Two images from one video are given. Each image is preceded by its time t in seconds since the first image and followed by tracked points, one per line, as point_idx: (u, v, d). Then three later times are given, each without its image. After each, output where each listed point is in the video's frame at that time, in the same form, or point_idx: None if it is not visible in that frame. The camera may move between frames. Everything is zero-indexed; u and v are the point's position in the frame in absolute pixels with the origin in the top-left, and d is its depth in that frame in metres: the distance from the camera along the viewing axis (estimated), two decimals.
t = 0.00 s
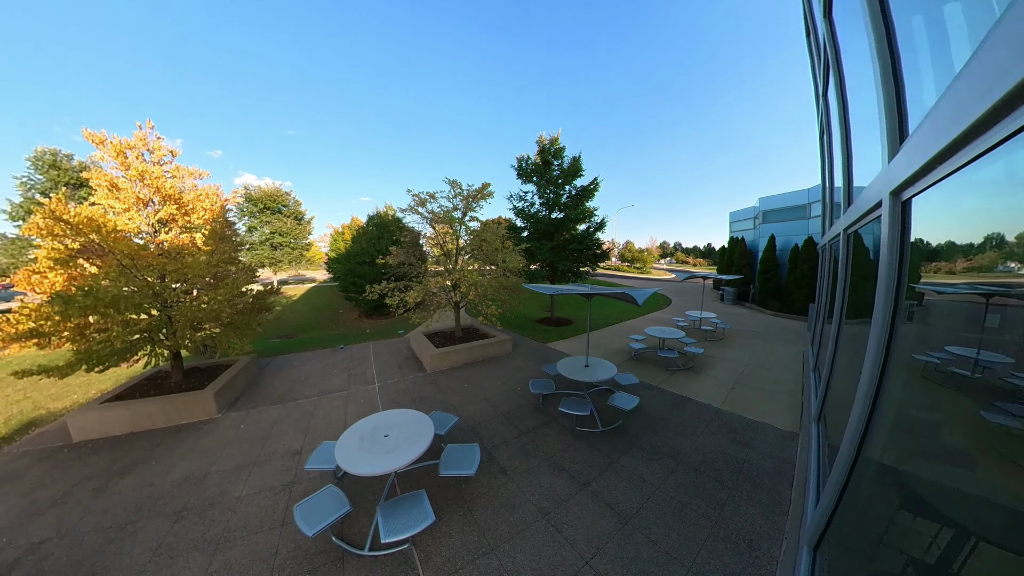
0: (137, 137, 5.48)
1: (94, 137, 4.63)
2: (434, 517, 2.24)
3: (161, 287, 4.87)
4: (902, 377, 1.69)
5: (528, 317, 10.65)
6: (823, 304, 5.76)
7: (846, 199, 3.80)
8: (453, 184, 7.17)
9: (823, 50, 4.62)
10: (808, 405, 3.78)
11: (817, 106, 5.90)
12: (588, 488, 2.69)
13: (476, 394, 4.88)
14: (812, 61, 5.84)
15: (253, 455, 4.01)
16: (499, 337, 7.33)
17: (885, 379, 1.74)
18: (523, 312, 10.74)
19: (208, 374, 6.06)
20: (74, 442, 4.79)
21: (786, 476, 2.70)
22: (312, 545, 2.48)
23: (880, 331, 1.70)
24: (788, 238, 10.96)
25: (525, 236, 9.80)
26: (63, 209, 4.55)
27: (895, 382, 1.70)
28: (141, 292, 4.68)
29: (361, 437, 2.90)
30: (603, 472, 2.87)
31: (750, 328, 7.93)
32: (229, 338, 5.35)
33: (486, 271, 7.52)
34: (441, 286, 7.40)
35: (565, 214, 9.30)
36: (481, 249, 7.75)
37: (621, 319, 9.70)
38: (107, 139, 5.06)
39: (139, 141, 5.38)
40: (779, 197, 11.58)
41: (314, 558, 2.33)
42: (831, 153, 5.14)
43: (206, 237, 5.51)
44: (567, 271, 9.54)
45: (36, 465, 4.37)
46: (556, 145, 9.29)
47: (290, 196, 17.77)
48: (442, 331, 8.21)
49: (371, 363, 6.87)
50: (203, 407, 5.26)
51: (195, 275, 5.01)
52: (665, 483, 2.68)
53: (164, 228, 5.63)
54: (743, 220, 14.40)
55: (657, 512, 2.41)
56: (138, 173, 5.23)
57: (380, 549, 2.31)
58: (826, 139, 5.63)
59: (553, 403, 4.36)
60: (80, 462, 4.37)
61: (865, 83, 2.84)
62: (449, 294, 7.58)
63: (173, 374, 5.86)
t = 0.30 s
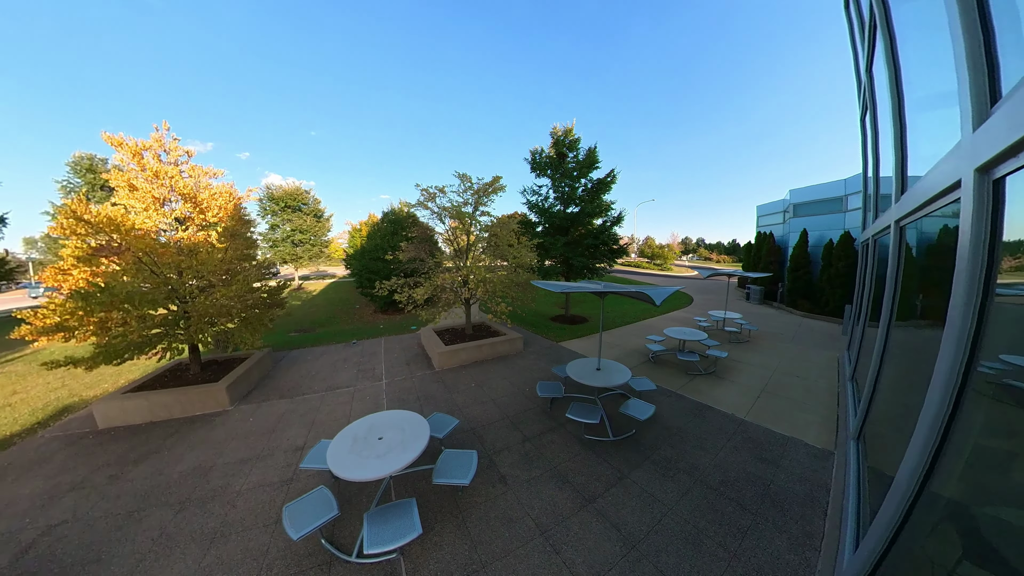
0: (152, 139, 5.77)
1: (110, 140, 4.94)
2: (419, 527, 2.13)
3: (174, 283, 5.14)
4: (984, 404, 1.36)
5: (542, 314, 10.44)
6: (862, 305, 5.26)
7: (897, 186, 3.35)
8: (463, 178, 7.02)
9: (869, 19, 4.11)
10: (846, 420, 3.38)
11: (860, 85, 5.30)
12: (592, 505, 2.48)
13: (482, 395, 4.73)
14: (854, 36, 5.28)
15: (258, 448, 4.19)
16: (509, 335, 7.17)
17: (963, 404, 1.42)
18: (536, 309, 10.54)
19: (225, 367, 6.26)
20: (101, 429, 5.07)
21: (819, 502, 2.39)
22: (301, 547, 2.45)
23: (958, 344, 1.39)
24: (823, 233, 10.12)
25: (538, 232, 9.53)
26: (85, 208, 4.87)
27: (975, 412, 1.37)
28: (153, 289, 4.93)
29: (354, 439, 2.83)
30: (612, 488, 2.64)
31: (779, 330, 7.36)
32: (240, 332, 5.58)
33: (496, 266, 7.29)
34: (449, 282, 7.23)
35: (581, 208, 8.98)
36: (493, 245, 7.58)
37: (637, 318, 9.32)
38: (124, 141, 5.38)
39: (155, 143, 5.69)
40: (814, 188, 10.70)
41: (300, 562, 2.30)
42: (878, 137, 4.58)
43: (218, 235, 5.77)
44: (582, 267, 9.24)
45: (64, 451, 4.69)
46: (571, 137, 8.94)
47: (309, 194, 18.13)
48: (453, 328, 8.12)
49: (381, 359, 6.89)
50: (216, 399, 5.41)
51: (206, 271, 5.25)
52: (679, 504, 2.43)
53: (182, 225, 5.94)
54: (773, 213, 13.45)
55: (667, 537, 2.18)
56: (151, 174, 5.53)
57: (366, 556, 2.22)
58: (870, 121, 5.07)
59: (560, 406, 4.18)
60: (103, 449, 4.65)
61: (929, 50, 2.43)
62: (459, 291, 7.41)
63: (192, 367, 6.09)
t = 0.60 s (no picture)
0: (170, 140, 6.04)
1: (131, 141, 5.21)
2: (400, 535, 2.07)
3: (190, 278, 5.36)
4: None
5: (555, 311, 10.21)
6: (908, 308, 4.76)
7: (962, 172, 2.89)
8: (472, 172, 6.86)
9: None
10: (888, 440, 3.01)
11: (909, 62, 4.76)
12: (592, 523, 2.27)
13: (485, 394, 4.60)
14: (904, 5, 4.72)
15: (264, 441, 4.26)
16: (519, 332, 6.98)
17: None
18: (549, 306, 10.30)
19: (241, 358, 6.43)
20: (126, 414, 5.31)
21: (852, 535, 2.09)
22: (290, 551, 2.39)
23: None
24: (859, 228, 9.34)
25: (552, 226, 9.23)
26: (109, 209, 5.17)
27: None
28: (169, 282, 5.15)
29: (346, 438, 2.85)
30: (614, 504, 2.43)
31: (809, 332, 6.84)
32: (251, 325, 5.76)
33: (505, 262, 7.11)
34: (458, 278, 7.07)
35: (596, 201, 8.65)
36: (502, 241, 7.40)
37: (654, 316, 8.93)
38: (145, 144, 5.66)
39: (173, 144, 5.95)
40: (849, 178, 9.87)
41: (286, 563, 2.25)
42: (930, 118, 4.07)
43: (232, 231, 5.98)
44: (597, 263, 8.92)
45: (90, 434, 4.93)
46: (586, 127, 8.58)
47: (329, 192, 18.57)
48: (463, 324, 8.00)
49: (389, 354, 6.89)
50: (229, 389, 5.53)
51: (220, 266, 5.44)
52: (688, 528, 2.19)
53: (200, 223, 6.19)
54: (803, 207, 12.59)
55: (672, 566, 1.95)
56: (165, 173, 5.82)
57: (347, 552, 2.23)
58: (921, 101, 4.53)
59: (566, 410, 3.99)
60: (124, 432, 4.86)
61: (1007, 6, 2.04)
62: (468, 287, 7.24)
63: (210, 358, 6.30)
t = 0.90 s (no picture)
0: (188, 142, 6.30)
1: (151, 144, 5.48)
2: (377, 532, 2.18)
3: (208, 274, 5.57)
4: None
5: (567, 308, 10.01)
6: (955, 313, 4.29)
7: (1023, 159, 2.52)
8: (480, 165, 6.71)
9: None
10: (927, 463, 2.68)
11: (962, 37, 4.26)
12: (581, 537, 2.16)
13: (487, 393, 4.50)
14: None
15: (271, 431, 4.38)
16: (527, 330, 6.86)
17: None
18: (560, 304, 10.12)
19: (256, 350, 6.65)
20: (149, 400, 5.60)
21: (878, 571, 1.85)
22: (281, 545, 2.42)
23: None
24: (899, 223, 8.54)
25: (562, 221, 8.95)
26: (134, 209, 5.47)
27: None
28: (187, 278, 5.38)
29: (337, 432, 2.99)
30: (608, 519, 2.28)
31: (838, 336, 6.38)
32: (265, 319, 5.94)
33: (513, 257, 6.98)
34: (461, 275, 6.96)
35: (611, 195, 8.33)
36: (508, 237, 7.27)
37: (669, 316, 8.58)
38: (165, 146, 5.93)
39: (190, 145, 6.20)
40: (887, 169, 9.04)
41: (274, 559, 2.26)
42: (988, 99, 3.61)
43: (247, 228, 6.18)
44: (611, 259, 8.63)
45: (118, 416, 5.17)
46: (601, 117, 8.23)
47: (347, 190, 19.06)
48: (470, 321, 7.94)
49: (397, 349, 6.96)
50: (243, 378, 5.69)
51: (235, 262, 5.64)
52: (687, 552, 2.01)
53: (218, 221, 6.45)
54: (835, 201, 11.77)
55: None
56: (183, 174, 6.03)
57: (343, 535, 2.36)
58: (976, 80, 4.04)
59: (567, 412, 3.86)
60: (146, 416, 5.13)
61: None
62: (471, 285, 7.13)
63: (229, 349, 6.54)
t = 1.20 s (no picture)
0: (205, 145, 6.55)
1: (170, 147, 5.75)
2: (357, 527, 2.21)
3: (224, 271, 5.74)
4: None
5: (580, 306, 9.76)
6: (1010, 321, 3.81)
7: None
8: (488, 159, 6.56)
9: None
10: (971, 496, 2.35)
11: None
12: (565, 555, 2.04)
13: (488, 392, 4.39)
14: None
15: (277, 421, 4.46)
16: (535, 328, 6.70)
17: None
18: (572, 302, 9.89)
19: (271, 342, 6.84)
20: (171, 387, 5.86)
21: None
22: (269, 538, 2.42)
23: None
24: (945, 219, 7.77)
25: (575, 216, 8.66)
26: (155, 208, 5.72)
27: None
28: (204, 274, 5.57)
29: (329, 426, 3.00)
30: (596, 538, 2.13)
31: (872, 342, 5.88)
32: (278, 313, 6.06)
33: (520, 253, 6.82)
34: (466, 273, 6.82)
35: (626, 188, 7.99)
36: (515, 233, 7.09)
37: (686, 317, 8.18)
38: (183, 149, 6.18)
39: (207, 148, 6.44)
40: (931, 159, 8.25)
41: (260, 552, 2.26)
42: None
43: (259, 225, 6.31)
44: (626, 255, 8.29)
45: (142, 401, 5.48)
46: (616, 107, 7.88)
47: (365, 187, 19.40)
48: (477, 318, 7.83)
49: (405, 344, 6.98)
50: (255, 368, 5.82)
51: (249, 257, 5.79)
52: None
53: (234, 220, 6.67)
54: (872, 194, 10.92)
55: None
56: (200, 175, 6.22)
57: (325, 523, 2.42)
58: None
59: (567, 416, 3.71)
60: (167, 402, 5.36)
61: None
62: (477, 283, 6.99)
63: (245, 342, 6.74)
